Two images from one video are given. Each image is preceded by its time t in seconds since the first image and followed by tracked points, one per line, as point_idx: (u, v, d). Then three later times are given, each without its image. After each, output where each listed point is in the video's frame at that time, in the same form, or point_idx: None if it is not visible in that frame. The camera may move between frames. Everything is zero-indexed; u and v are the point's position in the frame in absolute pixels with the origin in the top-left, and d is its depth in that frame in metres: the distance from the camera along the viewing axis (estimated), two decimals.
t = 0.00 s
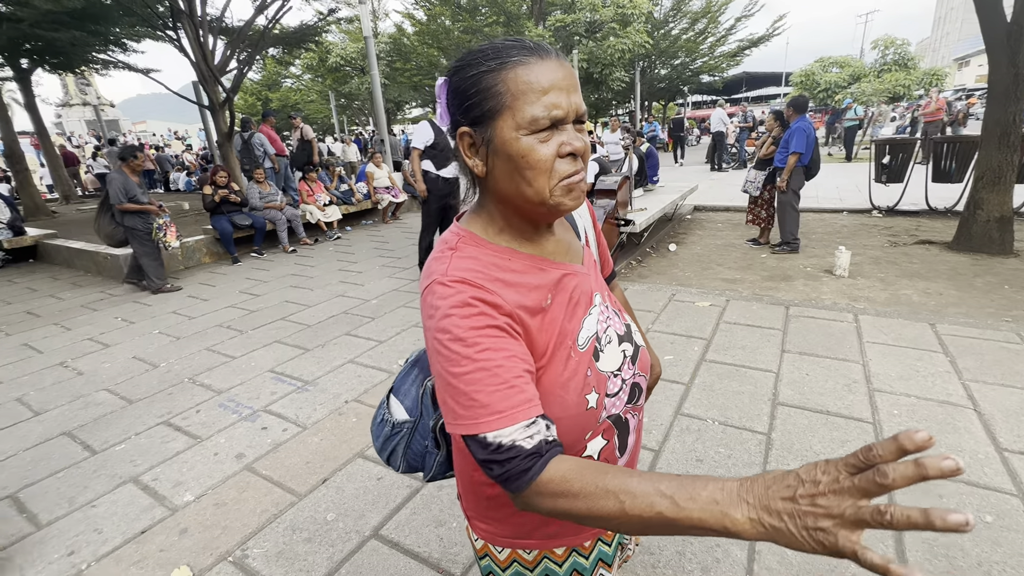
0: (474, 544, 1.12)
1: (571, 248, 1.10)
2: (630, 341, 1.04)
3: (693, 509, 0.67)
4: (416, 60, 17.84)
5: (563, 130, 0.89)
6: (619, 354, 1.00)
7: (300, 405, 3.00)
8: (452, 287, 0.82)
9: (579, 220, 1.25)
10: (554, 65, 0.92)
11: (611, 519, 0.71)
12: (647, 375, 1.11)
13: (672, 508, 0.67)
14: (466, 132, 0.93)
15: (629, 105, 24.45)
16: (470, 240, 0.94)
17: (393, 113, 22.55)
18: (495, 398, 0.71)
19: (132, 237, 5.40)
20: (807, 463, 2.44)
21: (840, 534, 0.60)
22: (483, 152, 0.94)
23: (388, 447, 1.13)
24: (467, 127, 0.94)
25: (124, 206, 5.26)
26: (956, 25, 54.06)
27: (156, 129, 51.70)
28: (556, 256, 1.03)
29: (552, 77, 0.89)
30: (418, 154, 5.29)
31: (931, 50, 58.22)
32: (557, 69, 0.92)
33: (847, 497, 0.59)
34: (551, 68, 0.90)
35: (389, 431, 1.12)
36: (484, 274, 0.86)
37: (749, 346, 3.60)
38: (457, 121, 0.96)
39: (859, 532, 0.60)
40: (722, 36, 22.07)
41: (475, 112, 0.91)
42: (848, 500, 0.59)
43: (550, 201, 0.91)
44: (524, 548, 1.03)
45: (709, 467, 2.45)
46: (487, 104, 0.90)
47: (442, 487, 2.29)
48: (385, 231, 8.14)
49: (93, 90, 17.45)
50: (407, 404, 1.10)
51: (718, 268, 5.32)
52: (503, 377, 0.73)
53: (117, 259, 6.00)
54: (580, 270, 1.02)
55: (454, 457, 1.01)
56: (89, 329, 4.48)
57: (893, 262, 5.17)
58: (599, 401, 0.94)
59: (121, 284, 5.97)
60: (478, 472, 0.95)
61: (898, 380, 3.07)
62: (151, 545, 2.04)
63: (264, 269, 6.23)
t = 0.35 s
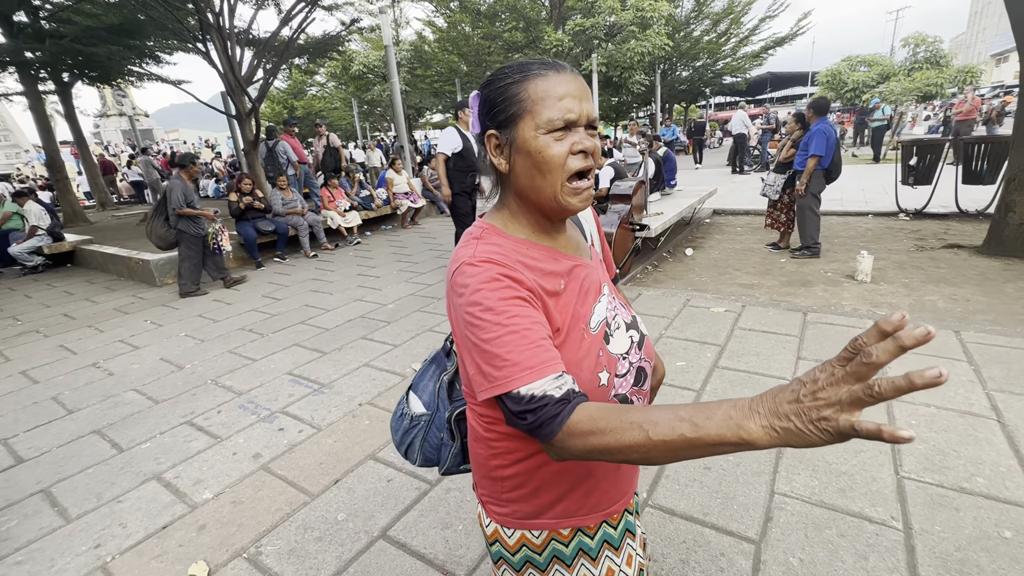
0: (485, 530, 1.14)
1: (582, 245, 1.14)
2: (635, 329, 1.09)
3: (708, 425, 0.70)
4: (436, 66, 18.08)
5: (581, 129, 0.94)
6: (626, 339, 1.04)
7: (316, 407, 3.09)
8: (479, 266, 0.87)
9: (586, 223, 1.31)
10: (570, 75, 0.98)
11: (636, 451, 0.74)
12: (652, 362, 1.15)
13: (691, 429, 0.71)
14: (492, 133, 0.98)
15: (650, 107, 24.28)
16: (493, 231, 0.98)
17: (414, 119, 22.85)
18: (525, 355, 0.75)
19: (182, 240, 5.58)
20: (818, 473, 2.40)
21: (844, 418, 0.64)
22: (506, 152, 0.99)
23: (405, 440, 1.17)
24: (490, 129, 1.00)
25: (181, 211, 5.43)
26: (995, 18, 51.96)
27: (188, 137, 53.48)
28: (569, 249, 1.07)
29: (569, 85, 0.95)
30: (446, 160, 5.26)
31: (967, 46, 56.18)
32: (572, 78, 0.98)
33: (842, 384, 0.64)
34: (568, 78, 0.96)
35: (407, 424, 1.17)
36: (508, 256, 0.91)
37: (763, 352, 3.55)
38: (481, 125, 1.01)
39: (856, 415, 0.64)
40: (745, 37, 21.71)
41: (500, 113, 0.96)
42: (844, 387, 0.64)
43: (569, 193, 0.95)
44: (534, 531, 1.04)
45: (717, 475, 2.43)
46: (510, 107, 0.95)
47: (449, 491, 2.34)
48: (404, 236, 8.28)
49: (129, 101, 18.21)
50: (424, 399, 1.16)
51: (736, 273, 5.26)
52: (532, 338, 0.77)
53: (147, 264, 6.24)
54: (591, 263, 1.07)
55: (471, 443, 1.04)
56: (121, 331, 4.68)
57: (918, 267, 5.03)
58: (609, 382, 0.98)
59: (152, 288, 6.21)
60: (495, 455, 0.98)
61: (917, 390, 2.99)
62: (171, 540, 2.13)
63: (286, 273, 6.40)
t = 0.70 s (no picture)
0: (487, 516, 1.16)
1: (582, 244, 1.15)
2: (633, 325, 1.10)
3: (687, 408, 0.73)
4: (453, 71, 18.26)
5: (585, 134, 0.95)
6: (624, 335, 1.05)
7: (329, 406, 3.17)
8: (482, 264, 0.89)
9: (589, 222, 1.31)
10: (573, 83, 1.00)
11: (621, 436, 0.76)
12: (649, 358, 1.15)
13: (671, 414, 0.73)
14: (501, 137, 0.97)
15: (667, 108, 24.12)
16: (498, 229, 0.99)
17: (431, 123, 23.10)
18: (523, 348, 0.77)
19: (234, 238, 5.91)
20: (827, 477, 2.36)
21: (806, 399, 0.67)
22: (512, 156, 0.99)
23: (415, 429, 1.20)
24: (497, 134, 1.01)
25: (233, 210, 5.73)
26: None
27: (211, 143, 54.70)
28: (571, 248, 1.08)
29: (574, 92, 0.97)
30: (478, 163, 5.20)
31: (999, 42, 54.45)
32: (574, 84, 0.99)
33: (803, 369, 0.67)
34: (572, 86, 0.98)
35: (417, 414, 1.20)
36: (511, 254, 0.93)
37: (776, 355, 3.51)
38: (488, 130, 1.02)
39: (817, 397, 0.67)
40: (765, 36, 21.43)
41: (509, 119, 0.96)
42: (805, 372, 0.67)
43: (574, 195, 0.97)
44: (533, 517, 1.06)
45: (724, 477, 2.42)
46: (519, 112, 0.95)
47: (456, 489, 2.37)
48: (419, 239, 8.38)
49: (156, 110, 18.81)
50: (433, 389, 1.19)
51: (750, 275, 5.21)
52: (530, 332, 0.79)
53: (171, 266, 6.45)
54: (591, 261, 1.08)
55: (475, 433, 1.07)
56: (146, 332, 4.85)
57: (940, 270, 4.90)
58: (606, 377, 0.99)
59: (176, 290, 6.41)
60: (497, 444, 1.00)
61: (934, 394, 2.92)
62: (188, 533, 2.21)
63: (304, 276, 6.54)
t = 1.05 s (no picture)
0: (493, 521, 1.15)
1: (587, 249, 1.14)
2: (639, 333, 1.08)
3: (692, 417, 0.71)
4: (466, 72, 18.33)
5: (592, 137, 0.95)
6: (628, 343, 1.03)
7: (341, 406, 3.20)
8: (484, 268, 0.88)
9: (597, 226, 1.30)
10: (583, 84, 0.99)
11: (622, 445, 0.74)
12: (655, 367, 1.14)
13: (674, 423, 0.72)
14: (508, 139, 0.97)
15: (682, 107, 23.91)
16: (501, 233, 0.99)
17: (444, 124, 23.22)
18: (523, 354, 0.76)
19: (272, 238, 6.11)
20: (844, 483, 2.31)
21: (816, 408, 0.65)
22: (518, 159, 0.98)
23: (421, 431, 1.21)
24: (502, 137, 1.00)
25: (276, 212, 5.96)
26: None
27: (229, 146, 55.71)
28: (576, 252, 1.07)
29: (582, 95, 0.96)
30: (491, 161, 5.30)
31: None
32: (581, 87, 0.99)
33: (815, 378, 0.65)
34: (580, 89, 0.97)
35: (423, 416, 1.20)
36: (513, 259, 0.92)
37: (792, 357, 3.46)
38: (493, 134, 1.01)
39: (828, 406, 0.66)
40: (782, 33, 21.12)
41: (515, 121, 0.96)
42: (817, 381, 0.65)
43: (581, 197, 0.96)
44: (538, 524, 1.05)
45: (737, 482, 2.38)
46: (525, 114, 0.95)
47: (466, 490, 2.37)
48: (432, 240, 8.42)
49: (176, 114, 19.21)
50: (439, 391, 1.19)
51: (765, 276, 5.13)
52: (529, 337, 0.78)
53: (190, 267, 6.57)
54: (596, 267, 1.07)
55: (478, 437, 1.06)
56: (164, 331, 4.95)
57: (963, 270, 4.78)
58: (609, 384, 0.98)
59: (194, 290, 6.53)
60: (499, 450, 0.99)
61: (957, 399, 2.84)
62: (202, 530, 2.24)
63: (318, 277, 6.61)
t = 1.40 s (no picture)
0: (505, 521, 1.16)
1: (599, 247, 1.15)
2: (652, 333, 1.09)
3: (719, 416, 0.72)
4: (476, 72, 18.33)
5: (602, 137, 0.96)
6: (642, 343, 1.04)
7: (354, 404, 3.23)
8: (498, 270, 0.89)
9: (607, 226, 1.30)
10: (594, 84, 1.00)
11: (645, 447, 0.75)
12: (668, 366, 1.15)
13: (702, 423, 0.73)
14: (519, 141, 0.97)
15: (693, 106, 23.74)
16: (512, 235, 1.00)
17: (454, 125, 23.31)
18: (541, 356, 0.77)
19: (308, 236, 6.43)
20: (859, 483, 2.28)
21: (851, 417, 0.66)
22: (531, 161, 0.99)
23: (432, 431, 1.22)
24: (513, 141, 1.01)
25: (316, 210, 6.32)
26: None
27: (241, 147, 56.16)
28: (587, 253, 1.08)
29: (593, 93, 0.97)
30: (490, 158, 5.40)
31: None
32: (593, 87, 0.99)
33: (855, 388, 0.66)
34: (591, 88, 0.98)
35: (434, 416, 1.22)
36: (526, 260, 0.93)
37: (804, 358, 3.43)
38: (505, 139, 1.03)
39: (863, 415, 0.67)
40: (794, 30, 20.90)
41: (525, 122, 0.97)
42: (856, 391, 0.66)
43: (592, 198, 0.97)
44: (552, 524, 1.06)
45: (750, 481, 2.37)
46: (535, 115, 0.96)
47: (478, 488, 2.39)
48: (442, 240, 8.46)
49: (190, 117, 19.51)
50: (450, 392, 1.20)
51: (778, 276, 5.09)
52: (546, 338, 0.79)
53: (204, 268, 6.66)
54: (608, 266, 1.08)
55: (490, 437, 1.07)
56: (180, 331, 5.03)
57: (982, 269, 4.70)
58: (623, 384, 0.98)
59: (208, 290, 6.62)
60: (512, 451, 1.00)
61: (975, 399, 2.80)
62: (219, 525, 2.28)
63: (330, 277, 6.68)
